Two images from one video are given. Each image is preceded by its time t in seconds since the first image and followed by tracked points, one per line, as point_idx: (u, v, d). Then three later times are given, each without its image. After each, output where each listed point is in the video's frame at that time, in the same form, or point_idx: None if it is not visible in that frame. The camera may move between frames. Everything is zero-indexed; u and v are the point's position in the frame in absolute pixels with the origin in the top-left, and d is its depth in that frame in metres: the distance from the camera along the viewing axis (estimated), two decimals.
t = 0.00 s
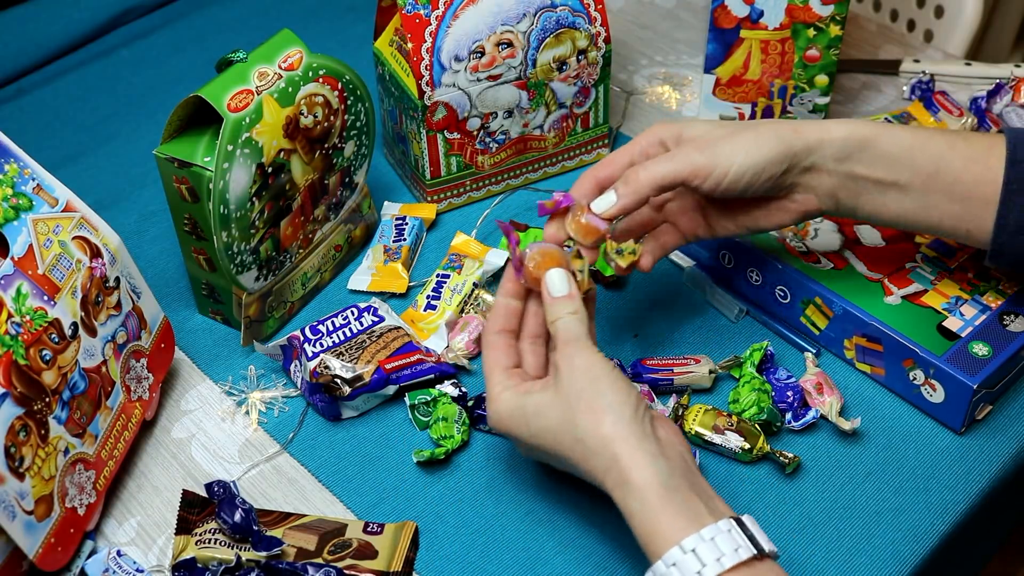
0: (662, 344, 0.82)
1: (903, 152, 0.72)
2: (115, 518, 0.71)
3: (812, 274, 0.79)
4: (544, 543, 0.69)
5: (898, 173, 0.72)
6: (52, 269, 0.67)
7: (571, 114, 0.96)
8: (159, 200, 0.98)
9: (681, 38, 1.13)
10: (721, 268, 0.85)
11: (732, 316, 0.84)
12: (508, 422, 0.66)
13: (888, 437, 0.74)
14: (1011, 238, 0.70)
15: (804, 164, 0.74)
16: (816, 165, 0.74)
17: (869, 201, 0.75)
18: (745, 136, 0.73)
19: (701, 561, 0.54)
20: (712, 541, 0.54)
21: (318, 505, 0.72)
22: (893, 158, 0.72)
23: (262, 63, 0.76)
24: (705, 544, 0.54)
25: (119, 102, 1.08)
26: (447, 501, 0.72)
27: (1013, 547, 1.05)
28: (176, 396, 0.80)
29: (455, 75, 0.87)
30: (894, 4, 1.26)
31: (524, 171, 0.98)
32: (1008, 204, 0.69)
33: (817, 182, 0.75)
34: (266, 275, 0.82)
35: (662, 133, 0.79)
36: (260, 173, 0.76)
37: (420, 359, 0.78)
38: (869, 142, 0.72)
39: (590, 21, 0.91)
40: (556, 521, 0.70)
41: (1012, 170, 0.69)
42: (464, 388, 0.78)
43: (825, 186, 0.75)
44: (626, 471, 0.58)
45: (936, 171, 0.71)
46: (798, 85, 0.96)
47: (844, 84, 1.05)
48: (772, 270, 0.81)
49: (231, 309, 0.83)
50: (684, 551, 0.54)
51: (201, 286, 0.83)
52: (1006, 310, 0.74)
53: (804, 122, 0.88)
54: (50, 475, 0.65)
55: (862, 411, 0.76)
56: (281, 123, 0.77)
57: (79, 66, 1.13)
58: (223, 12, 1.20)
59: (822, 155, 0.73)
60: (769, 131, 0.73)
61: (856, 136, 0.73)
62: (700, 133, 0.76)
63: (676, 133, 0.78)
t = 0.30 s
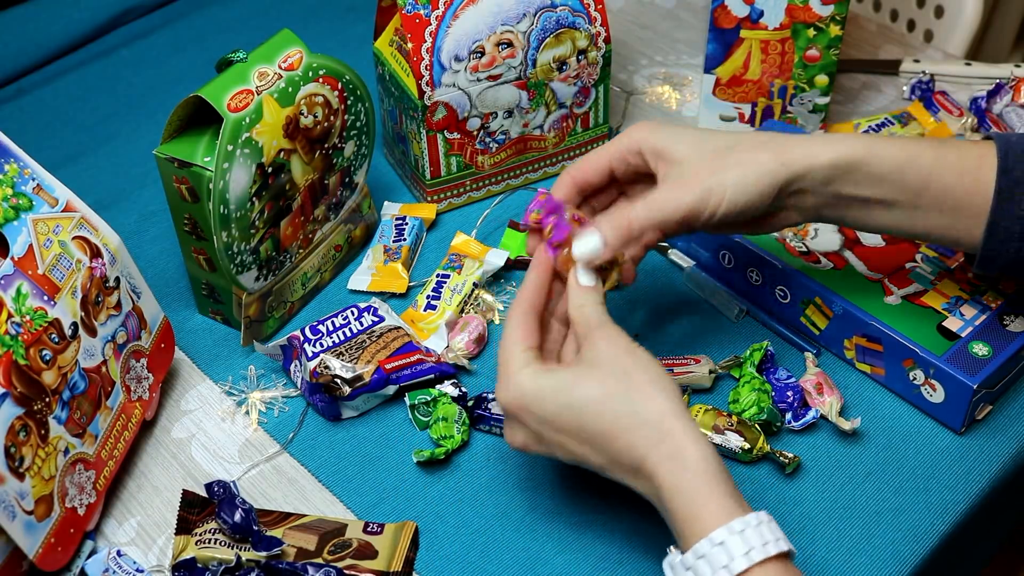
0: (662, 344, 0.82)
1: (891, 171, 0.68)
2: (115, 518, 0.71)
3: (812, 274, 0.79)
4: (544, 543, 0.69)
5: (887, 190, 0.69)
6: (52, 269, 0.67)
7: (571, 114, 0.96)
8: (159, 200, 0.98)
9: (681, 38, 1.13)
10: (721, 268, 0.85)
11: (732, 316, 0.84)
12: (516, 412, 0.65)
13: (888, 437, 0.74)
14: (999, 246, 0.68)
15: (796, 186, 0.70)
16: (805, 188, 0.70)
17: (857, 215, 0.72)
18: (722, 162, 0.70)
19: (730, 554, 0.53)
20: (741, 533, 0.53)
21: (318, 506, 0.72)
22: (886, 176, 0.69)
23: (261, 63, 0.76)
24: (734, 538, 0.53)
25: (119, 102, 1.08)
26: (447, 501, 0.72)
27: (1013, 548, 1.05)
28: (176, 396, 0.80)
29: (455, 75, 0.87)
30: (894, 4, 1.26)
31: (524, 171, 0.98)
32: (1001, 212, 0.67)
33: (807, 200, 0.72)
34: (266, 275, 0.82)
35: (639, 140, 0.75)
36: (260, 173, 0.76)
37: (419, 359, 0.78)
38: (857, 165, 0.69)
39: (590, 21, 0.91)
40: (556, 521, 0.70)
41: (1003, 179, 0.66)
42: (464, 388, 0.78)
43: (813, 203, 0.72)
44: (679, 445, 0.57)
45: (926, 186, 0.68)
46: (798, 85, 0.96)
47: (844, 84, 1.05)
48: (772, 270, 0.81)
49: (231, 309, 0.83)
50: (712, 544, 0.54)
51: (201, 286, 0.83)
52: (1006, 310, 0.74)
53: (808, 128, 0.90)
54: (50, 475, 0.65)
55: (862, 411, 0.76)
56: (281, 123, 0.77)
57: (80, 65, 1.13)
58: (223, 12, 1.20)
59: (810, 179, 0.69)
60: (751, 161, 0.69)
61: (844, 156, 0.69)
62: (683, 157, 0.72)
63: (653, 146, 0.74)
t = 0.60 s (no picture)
0: (662, 343, 0.82)
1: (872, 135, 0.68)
2: (115, 518, 0.71)
3: (812, 274, 0.79)
4: (544, 542, 0.69)
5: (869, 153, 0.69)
6: (52, 269, 0.67)
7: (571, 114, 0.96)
8: (159, 200, 0.98)
9: (681, 38, 1.13)
10: (721, 268, 0.85)
11: (732, 316, 0.84)
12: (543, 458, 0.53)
13: (888, 437, 0.74)
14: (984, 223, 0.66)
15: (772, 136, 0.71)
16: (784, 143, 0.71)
17: (836, 183, 0.73)
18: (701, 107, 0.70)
19: None
20: None
21: (318, 506, 0.72)
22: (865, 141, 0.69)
23: (262, 63, 0.76)
24: None
25: (119, 102, 1.08)
26: (448, 501, 0.72)
27: (1012, 548, 1.05)
28: (176, 396, 0.80)
29: (455, 75, 0.87)
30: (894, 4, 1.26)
31: (524, 171, 0.98)
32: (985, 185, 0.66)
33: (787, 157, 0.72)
34: (266, 275, 0.82)
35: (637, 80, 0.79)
36: (260, 173, 0.76)
37: (420, 359, 0.78)
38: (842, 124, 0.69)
39: (590, 21, 0.91)
40: (557, 521, 0.70)
41: (988, 154, 0.65)
42: (464, 388, 0.78)
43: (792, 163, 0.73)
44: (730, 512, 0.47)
45: (910, 154, 0.68)
46: (798, 85, 0.96)
47: (844, 84, 1.05)
48: (772, 270, 0.80)
49: (231, 309, 0.83)
50: None
51: (201, 286, 0.83)
52: (1006, 310, 0.74)
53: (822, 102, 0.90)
54: (50, 475, 0.65)
55: (862, 411, 0.76)
56: (281, 123, 0.77)
57: (80, 66, 1.13)
58: (223, 13, 1.20)
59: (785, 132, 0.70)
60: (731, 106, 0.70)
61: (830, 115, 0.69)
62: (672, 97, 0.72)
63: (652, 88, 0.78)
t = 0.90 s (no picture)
0: (662, 344, 0.82)
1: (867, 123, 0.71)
2: (115, 518, 0.71)
3: (811, 274, 0.79)
4: (544, 542, 0.69)
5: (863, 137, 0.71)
6: (52, 269, 0.67)
7: (571, 114, 0.96)
8: (159, 199, 0.98)
9: (681, 38, 1.13)
10: (721, 268, 0.85)
11: (732, 316, 0.84)
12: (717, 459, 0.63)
13: (888, 437, 0.74)
14: (979, 213, 0.67)
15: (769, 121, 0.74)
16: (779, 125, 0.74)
17: (835, 168, 0.74)
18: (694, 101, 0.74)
19: None
20: None
21: (318, 506, 0.72)
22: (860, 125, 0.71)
23: (261, 63, 0.76)
24: None
25: (120, 101, 1.08)
26: (448, 501, 0.72)
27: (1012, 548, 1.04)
28: (176, 396, 0.80)
29: (455, 76, 0.87)
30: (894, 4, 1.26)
31: (524, 171, 0.98)
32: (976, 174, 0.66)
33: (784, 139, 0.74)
34: (266, 275, 0.82)
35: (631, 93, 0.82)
36: (260, 173, 0.76)
37: (419, 359, 0.78)
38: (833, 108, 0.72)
39: (590, 21, 0.91)
40: (556, 521, 0.70)
41: (981, 143, 0.66)
42: (464, 388, 0.78)
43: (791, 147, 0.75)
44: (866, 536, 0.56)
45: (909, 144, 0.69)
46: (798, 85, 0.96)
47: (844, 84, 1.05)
48: (773, 270, 0.80)
49: (231, 309, 0.83)
50: None
51: (201, 286, 0.83)
52: (1006, 310, 0.74)
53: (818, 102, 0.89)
54: (49, 475, 0.65)
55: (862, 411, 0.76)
56: (281, 123, 0.77)
57: (80, 66, 1.13)
58: (223, 13, 1.20)
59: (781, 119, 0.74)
60: (725, 97, 0.74)
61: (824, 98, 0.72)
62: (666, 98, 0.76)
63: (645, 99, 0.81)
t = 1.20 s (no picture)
0: (662, 344, 0.82)
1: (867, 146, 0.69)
2: (115, 518, 0.71)
3: (811, 274, 0.79)
4: (544, 542, 0.69)
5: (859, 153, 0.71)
6: (52, 269, 0.67)
7: (571, 114, 0.96)
8: (159, 199, 0.98)
9: (681, 38, 1.13)
10: (721, 268, 0.85)
11: (732, 316, 0.84)
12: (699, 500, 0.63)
13: (887, 437, 0.74)
14: (986, 216, 0.67)
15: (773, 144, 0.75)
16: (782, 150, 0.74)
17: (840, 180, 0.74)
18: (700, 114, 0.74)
19: None
20: None
21: (318, 506, 0.72)
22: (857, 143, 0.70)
23: (262, 63, 0.76)
24: None
25: (119, 102, 1.08)
26: (447, 501, 0.72)
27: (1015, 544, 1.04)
28: (176, 396, 0.80)
29: (455, 76, 0.87)
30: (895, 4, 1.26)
31: (524, 171, 0.98)
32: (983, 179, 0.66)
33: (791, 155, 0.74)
34: (266, 275, 0.82)
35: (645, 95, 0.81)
36: (260, 173, 0.76)
37: (419, 359, 0.78)
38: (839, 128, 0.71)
39: (590, 21, 0.91)
40: (556, 521, 0.70)
41: (988, 152, 0.66)
42: (464, 388, 0.78)
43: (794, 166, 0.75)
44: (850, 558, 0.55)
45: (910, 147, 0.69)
46: (798, 85, 0.96)
47: (844, 84, 1.05)
48: (773, 270, 0.80)
49: (231, 309, 0.83)
50: None
51: (201, 286, 0.83)
52: (1006, 310, 0.74)
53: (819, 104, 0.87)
54: (50, 475, 0.65)
55: (862, 412, 0.76)
56: (281, 123, 0.77)
57: (80, 65, 1.13)
58: (223, 12, 1.20)
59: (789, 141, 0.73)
60: (728, 122, 0.74)
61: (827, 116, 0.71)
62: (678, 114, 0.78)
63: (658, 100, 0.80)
